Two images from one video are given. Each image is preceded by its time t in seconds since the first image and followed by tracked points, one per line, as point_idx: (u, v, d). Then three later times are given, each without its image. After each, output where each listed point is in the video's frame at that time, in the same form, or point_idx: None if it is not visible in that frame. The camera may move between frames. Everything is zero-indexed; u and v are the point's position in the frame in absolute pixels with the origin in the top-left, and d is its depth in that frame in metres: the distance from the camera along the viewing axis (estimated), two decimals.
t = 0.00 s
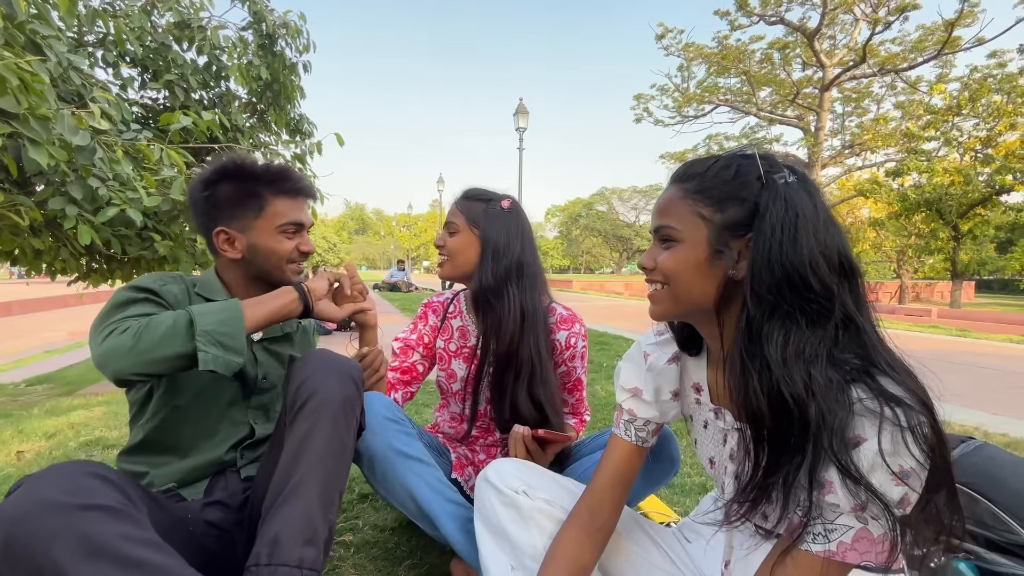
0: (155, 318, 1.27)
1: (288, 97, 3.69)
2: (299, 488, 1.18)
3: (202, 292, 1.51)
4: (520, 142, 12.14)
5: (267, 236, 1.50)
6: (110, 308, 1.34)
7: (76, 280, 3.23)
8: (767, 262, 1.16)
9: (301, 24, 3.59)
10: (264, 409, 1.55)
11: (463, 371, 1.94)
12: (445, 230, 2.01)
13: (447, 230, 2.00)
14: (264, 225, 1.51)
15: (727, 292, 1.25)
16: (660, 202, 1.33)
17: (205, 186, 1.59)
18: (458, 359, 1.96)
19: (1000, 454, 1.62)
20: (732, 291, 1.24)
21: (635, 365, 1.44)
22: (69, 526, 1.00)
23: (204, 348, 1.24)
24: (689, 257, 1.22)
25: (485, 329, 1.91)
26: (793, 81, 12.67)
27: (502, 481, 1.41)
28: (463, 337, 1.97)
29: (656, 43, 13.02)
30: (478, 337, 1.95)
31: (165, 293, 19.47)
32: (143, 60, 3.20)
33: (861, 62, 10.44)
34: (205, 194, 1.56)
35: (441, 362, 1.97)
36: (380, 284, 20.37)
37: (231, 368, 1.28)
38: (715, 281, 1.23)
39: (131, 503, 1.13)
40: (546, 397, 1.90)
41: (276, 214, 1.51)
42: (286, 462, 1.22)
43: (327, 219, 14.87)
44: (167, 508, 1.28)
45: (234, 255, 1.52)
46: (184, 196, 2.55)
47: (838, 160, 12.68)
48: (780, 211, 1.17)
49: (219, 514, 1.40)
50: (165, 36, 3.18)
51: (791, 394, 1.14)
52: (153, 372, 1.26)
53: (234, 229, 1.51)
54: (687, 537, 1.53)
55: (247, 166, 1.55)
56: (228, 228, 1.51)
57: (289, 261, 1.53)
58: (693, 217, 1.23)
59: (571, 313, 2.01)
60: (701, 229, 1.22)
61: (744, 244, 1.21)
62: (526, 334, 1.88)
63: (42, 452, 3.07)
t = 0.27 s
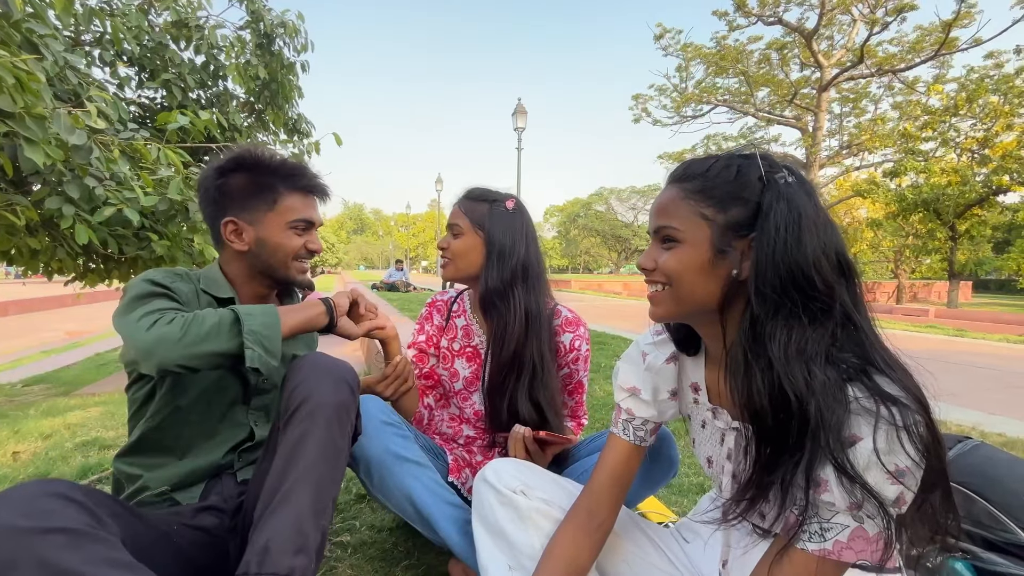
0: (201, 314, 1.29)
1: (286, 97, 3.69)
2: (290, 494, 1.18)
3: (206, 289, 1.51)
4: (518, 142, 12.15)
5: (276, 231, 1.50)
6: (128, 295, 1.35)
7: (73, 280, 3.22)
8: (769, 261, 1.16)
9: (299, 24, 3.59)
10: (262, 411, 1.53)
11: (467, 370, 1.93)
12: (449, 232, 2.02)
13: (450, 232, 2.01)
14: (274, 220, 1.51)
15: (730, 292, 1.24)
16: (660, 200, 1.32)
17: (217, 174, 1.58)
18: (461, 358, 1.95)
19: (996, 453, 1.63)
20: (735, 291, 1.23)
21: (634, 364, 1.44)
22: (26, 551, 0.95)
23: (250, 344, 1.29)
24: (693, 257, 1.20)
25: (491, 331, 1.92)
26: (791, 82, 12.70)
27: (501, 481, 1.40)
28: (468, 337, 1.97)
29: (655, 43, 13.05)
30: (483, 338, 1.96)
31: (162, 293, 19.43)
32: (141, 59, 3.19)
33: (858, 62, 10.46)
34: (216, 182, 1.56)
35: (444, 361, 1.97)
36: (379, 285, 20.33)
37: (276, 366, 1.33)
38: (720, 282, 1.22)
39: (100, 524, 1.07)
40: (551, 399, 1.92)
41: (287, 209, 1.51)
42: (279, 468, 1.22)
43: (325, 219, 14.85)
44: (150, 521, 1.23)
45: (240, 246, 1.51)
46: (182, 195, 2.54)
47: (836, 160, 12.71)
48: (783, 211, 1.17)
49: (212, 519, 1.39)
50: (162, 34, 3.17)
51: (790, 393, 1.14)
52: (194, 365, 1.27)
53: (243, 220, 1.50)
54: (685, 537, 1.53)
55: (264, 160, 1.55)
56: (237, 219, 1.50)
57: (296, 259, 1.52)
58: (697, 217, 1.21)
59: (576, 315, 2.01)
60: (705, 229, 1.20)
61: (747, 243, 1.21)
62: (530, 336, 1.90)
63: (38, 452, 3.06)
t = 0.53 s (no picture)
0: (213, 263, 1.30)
1: (284, 96, 3.68)
2: (283, 498, 1.17)
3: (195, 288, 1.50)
4: (517, 142, 12.14)
5: (260, 229, 1.48)
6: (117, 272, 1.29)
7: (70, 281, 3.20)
8: (772, 262, 1.16)
9: (297, 23, 3.58)
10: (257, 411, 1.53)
11: (476, 374, 1.93)
12: (458, 236, 2.02)
13: (459, 235, 2.01)
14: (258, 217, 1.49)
15: (730, 292, 1.24)
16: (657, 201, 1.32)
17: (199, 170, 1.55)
18: (471, 362, 1.95)
19: (993, 453, 1.63)
20: (736, 291, 1.23)
21: (631, 364, 1.44)
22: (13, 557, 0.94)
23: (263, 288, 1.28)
24: (694, 257, 1.20)
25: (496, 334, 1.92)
26: (789, 82, 12.72)
27: (499, 481, 1.40)
28: (475, 340, 1.97)
29: (653, 43, 13.06)
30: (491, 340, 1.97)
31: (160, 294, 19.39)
32: (138, 58, 3.18)
33: (856, 63, 10.48)
34: (197, 178, 1.53)
35: (456, 364, 1.95)
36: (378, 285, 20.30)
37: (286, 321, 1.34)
38: (721, 282, 1.22)
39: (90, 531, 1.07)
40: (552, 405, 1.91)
41: (271, 206, 1.49)
42: (273, 470, 1.22)
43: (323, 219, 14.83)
44: (142, 525, 1.25)
45: (222, 244, 1.49)
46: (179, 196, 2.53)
47: (834, 160, 12.73)
48: (786, 212, 1.18)
49: (207, 523, 1.38)
50: (160, 34, 3.16)
51: (788, 392, 1.14)
52: (205, 302, 1.26)
53: (225, 218, 1.48)
54: (684, 537, 1.53)
55: (246, 153, 1.51)
56: (219, 217, 1.48)
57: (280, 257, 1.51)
58: (697, 217, 1.21)
59: (582, 317, 2.04)
60: (706, 229, 1.20)
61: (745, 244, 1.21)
62: (533, 339, 1.89)
63: (35, 453, 3.05)
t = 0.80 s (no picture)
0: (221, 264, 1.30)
1: (283, 97, 3.67)
2: (291, 500, 1.18)
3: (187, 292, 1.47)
4: (516, 143, 12.15)
5: (255, 227, 1.47)
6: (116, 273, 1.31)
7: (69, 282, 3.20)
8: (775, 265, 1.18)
9: (296, 24, 3.58)
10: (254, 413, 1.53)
11: (490, 360, 1.94)
12: (488, 240, 1.96)
13: (489, 238, 1.96)
14: (250, 215, 1.48)
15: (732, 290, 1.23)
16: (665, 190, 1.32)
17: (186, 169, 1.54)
18: (485, 349, 1.95)
19: (992, 453, 1.64)
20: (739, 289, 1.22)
21: (626, 364, 1.45)
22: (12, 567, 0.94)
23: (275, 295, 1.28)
24: (703, 244, 1.18)
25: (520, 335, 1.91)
26: (788, 82, 12.73)
27: (500, 481, 1.41)
28: (491, 327, 1.97)
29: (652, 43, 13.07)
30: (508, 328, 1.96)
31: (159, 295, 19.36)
32: (137, 59, 3.17)
33: (855, 63, 10.49)
34: (185, 178, 1.51)
35: (468, 349, 1.95)
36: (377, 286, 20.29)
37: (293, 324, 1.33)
38: (725, 276, 1.20)
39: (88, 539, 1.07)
40: (564, 399, 1.93)
41: (263, 202, 1.48)
42: (280, 471, 1.23)
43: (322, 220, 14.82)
44: (143, 530, 1.25)
45: (217, 245, 1.48)
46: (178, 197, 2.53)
47: (832, 160, 12.74)
48: (803, 221, 1.20)
49: (209, 526, 1.38)
50: (159, 35, 3.16)
51: (780, 394, 1.15)
52: (211, 303, 1.26)
53: (217, 217, 1.47)
54: (684, 537, 1.53)
55: (233, 150, 1.49)
56: (212, 217, 1.47)
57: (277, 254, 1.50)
58: (717, 208, 1.20)
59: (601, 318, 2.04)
60: (722, 220, 1.19)
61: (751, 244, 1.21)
62: (552, 338, 1.90)
63: (34, 455, 3.04)
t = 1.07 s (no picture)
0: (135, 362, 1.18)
1: (282, 98, 3.67)
2: (315, 504, 1.19)
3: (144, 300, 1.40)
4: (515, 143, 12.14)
5: (216, 217, 1.43)
6: (64, 317, 1.27)
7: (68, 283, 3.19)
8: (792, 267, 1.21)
9: (294, 25, 3.58)
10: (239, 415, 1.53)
11: (506, 369, 1.97)
12: (513, 256, 2.01)
13: (516, 256, 2.00)
14: (209, 206, 1.43)
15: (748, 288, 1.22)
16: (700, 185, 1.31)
17: (135, 163, 1.51)
18: (501, 358, 1.99)
19: (992, 454, 1.64)
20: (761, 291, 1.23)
21: (623, 364, 1.44)
22: None
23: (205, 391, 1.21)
24: (737, 232, 1.17)
25: (557, 351, 1.96)
26: (787, 83, 12.75)
27: (500, 482, 1.40)
28: (508, 337, 2.00)
29: (651, 44, 13.09)
30: (525, 339, 1.99)
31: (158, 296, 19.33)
32: (136, 60, 3.16)
33: (854, 63, 10.50)
34: (134, 172, 1.49)
35: (485, 359, 2.01)
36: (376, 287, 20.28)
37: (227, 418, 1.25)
38: (749, 270, 1.19)
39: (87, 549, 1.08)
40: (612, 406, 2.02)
41: (223, 192, 1.45)
42: (303, 476, 1.24)
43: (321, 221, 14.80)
44: (139, 537, 1.25)
45: (177, 241, 1.43)
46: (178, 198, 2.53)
47: (832, 161, 12.76)
48: (829, 242, 1.24)
49: (207, 532, 1.38)
50: (158, 36, 3.15)
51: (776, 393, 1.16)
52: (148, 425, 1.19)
53: (176, 211, 1.43)
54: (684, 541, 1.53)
55: (184, 140, 1.47)
56: (169, 212, 1.43)
57: (240, 244, 1.45)
58: (757, 206, 1.20)
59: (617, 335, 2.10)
60: (761, 219, 1.19)
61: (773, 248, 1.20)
62: (597, 350, 1.98)
63: (33, 457, 3.03)
